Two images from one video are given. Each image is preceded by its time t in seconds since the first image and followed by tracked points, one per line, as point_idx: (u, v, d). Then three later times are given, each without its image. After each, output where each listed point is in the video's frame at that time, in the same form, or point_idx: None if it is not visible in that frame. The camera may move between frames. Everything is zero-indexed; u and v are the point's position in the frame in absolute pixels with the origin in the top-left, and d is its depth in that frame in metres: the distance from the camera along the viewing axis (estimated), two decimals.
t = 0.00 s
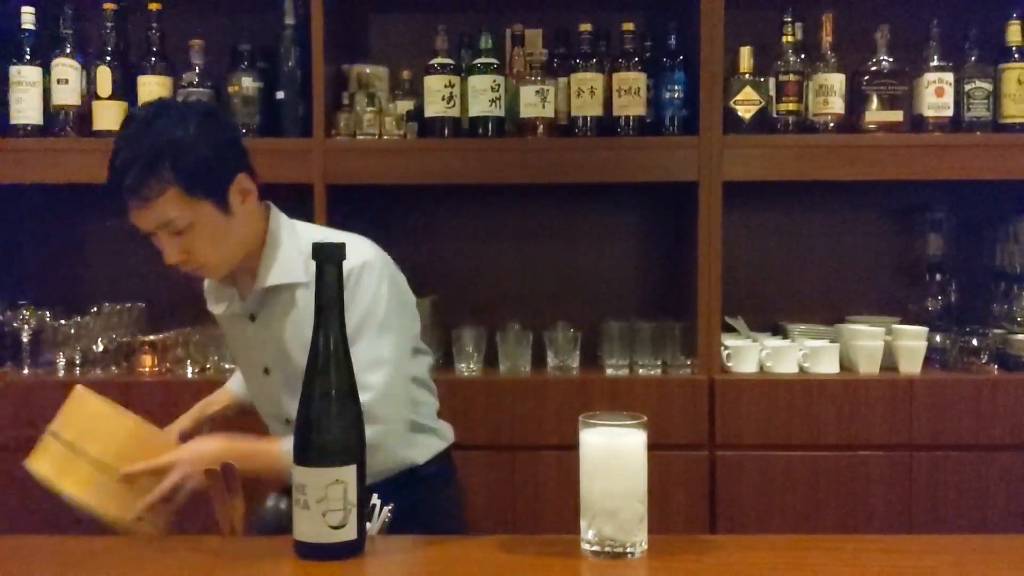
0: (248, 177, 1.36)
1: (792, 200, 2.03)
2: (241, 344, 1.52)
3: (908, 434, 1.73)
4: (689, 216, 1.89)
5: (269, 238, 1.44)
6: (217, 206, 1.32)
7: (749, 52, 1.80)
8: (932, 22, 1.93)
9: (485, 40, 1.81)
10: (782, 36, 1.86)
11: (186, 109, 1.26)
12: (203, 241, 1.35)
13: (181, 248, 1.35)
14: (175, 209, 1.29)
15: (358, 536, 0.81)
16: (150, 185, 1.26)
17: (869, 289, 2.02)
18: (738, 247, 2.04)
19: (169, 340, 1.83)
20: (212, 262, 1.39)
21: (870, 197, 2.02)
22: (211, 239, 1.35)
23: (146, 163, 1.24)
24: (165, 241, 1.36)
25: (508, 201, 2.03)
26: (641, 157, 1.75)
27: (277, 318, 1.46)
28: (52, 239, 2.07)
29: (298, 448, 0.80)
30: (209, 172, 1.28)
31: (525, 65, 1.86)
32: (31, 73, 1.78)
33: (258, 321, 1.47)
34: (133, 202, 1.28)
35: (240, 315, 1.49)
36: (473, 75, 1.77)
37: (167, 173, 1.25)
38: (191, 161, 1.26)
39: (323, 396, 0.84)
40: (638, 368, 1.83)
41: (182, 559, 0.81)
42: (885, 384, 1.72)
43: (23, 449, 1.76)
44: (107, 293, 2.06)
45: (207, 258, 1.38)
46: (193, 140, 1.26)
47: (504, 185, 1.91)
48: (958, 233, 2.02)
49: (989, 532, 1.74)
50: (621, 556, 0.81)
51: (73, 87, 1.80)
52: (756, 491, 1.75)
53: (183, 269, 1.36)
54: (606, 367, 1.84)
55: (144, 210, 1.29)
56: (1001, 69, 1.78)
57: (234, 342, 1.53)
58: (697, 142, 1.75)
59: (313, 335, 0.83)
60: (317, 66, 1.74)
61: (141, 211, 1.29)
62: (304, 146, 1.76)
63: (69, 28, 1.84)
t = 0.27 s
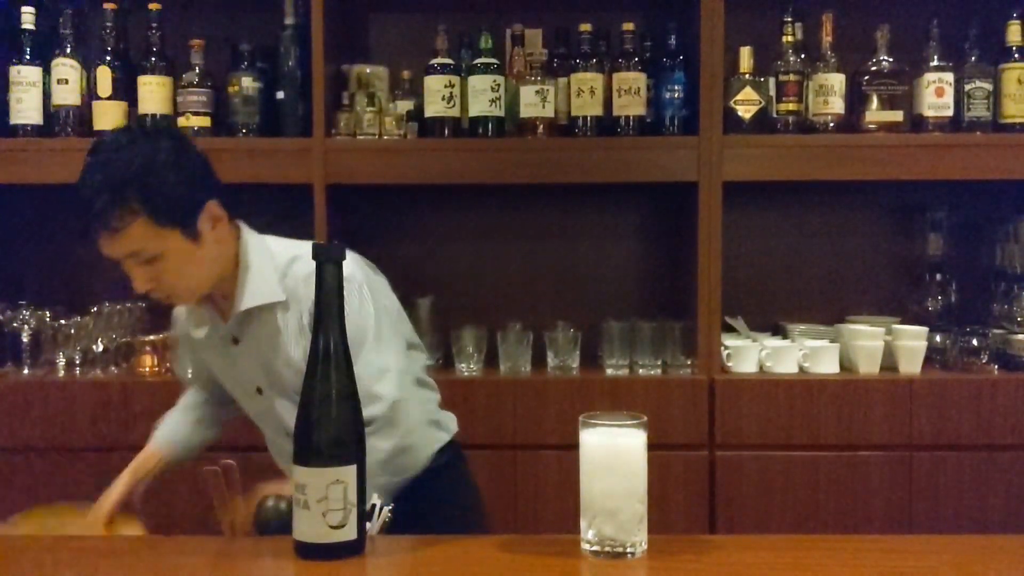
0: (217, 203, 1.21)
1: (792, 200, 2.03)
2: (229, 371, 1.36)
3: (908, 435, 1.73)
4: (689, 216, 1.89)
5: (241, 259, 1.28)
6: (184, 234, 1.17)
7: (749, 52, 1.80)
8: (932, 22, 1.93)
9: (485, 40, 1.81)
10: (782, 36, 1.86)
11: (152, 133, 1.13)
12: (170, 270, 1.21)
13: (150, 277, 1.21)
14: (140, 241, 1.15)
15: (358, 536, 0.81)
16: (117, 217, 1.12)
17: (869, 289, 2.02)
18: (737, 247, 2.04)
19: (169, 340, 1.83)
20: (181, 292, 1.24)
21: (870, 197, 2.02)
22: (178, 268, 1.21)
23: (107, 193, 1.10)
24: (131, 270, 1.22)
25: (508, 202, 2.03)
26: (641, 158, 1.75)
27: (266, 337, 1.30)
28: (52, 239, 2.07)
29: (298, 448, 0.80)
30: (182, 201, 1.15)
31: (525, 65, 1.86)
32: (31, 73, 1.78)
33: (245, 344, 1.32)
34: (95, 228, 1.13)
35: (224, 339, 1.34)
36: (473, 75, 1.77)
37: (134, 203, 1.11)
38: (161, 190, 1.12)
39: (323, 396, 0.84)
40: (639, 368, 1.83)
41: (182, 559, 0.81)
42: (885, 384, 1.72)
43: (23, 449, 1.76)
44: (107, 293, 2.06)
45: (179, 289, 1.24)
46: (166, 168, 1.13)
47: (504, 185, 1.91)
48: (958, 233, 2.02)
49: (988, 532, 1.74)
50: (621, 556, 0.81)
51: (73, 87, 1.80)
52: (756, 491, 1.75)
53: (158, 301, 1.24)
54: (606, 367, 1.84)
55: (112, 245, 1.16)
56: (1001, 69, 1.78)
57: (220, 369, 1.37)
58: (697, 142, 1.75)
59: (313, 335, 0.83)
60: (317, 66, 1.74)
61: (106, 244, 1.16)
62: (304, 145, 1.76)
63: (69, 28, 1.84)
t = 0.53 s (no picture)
0: (200, 217, 1.23)
1: (792, 201, 2.03)
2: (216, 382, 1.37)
3: (908, 435, 1.73)
4: (688, 216, 1.89)
5: (228, 275, 1.30)
6: (171, 248, 1.17)
7: (748, 52, 1.80)
8: (932, 22, 1.93)
9: (485, 40, 1.81)
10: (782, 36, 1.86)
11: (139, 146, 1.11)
12: (154, 284, 1.19)
13: (134, 293, 1.19)
14: (126, 254, 1.13)
15: (358, 536, 0.81)
16: (101, 232, 1.10)
17: (869, 289, 2.02)
18: (737, 247, 2.04)
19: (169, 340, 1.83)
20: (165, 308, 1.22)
21: (869, 197, 2.02)
22: (164, 281, 1.19)
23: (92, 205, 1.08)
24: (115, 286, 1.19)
25: (508, 202, 2.03)
26: (641, 158, 1.75)
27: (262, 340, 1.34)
28: (52, 239, 2.07)
29: (297, 448, 0.80)
30: (168, 215, 1.14)
31: (525, 65, 1.86)
32: (31, 73, 1.78)
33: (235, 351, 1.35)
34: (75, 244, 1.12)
35: (211, 350, 1.34)
36: (473, 75, 1.77)
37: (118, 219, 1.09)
38: (147, 203, 1.11)
39: (323, 396, 0.84)
40: (639, 368, 1.83)
41: (182, 559, 0.81)
42: (885, 384, 1.72)
43: (22, 449, 1.76)
44: (107, 293, 2.06)
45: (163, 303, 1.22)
46: (152, 181, 1.12)
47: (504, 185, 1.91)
48: (957, 233, 2.02)
49: (988, 532, 1.74)
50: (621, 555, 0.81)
51: (73, 87, 1.79)
52: (756, 492, 1.75)
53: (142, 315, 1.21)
54: (606, 367, 1.84)
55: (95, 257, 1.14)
56: (1001, 69, 1.78)
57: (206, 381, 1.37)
58: (697, 142, 1.75)
59: (313, 335, 0.83)
60: (317, 66, 1.74)
61: (89, 257, 1.13)
62: (304, 145, 1.76)
63: (69, 28, 1.84)
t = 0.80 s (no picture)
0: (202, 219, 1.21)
1: (792, 201, 2.03)
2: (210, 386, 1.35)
3: (909, 435, 1.72)
4: (688, 216, 1.89)
5: (229, 276, 1.29)
6: (173, 249, 1.16)
7: (749, 52, 1.80)
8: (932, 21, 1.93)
9: (485, 40, 1.81)
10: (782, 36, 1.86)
11: (141, 146, 1.10)
12: (156, 285, 1.18)
13: (133, 294, 1.18)
14: (129, 255, 1.12)
15: (358, 536, 0.80)
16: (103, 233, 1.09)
17: (869, 289, 2.02)
18: (737, 247, 2.04)
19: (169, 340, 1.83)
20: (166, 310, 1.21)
21: (869, 197, 2.02)
22: (166, 284, 1.18)
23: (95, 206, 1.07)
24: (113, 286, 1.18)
25: (508, 202, 2.03)
26: (641, 158, 1.75)
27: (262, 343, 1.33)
28: (52, 239, 2.07)
29: (298, 448, 0.80)
30: (171, 216, 1.13)
31: (525, 65, 1.86)
32: (31, 73, 1.78)
33: (234, 355, 1.33)
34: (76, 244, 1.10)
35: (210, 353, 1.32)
36: (473, 75, 1.77)
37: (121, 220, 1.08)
38: (150, 204, 1.10)
39: (323, 396, 0.84)
40: (639, 368, 1.83)
41: (181, 559, 0.81)
42: (886, 384, 1.72)
43: (22, 449, 1.76)
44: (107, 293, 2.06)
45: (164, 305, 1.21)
46: (155, 182, 1.11)
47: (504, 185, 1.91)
48: (958, 233, 2.02)
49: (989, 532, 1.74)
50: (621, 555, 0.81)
51: (73, 87, 1.79)
52: (756, 492, 1.75)
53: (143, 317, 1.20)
54: (606, 367, 1.84)
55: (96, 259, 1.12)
56: (1001, 69, 1.78)
57: (200, 385, 1.34)
58: (697, 142, 1.75)
59: (314, 334, 0.83)
60: (317, 66, 1.74)
61: (90, 259, 1.12)
62: (304, 145, 1.76)
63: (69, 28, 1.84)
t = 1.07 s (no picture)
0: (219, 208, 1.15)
1: (791, 201, 2.03)
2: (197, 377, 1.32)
3: (908, 435, 1.73)
4: (688, 216, 1.89)
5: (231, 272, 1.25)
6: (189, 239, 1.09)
7: (748, 52, 1.80)
8: (932, 21, 1.93)
9: (485, 40, 1.81)
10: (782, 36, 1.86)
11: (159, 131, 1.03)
12: (170, 274, 1.12)
13: (145, 283, 1.12)
14: (146, 243, 1.05)
15: (358, 536, 0.81)
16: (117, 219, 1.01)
17: (868, 289, 2.02)
18: (737, 247, 2.04)
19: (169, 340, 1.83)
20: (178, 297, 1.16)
21: (869, 197, 2.02)
22: (181, 273, 1.12)
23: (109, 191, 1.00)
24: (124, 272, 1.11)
25: (508, 202, 2.03)
26: (641, 158, 1.75)
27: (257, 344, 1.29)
28: (52, 239, 2.07)
29: (298, 447, 0.80)
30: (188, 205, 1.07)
31: (525, 65, 1.86)
32: (31, 73, 1.78)
33: (228, 351, 1.30)
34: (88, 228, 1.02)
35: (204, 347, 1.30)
36: (473, 75, 1.77)
37: (141, 205, 1.01)
38: (168, 193, 1.03)
39: (323, 395, 0.84)
40: (638, 368, 1.83)
41: (181, 558, 0.81)
42: (885, 384, 1.72)
43: (22, 448, 1.76)
44: (107, 293, 2.06)
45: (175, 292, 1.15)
46: (173, 170, 1.04)
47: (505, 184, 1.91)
48: (958, 233, 2.02)
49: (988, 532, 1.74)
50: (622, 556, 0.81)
51: (73, 87, 1.80)
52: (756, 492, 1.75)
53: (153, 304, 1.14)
54: (606, 367, 1.84)
55: (109, 244, 1.05)
56: (1001, 69, 1.78)
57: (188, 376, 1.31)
58: (697, 143, 1.75)
59: (313, 333, 0.83)
60: (317, 66, 1.74)
61: (102, 246, 1.05)
62: (303, 145, 1.76)
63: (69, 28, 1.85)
